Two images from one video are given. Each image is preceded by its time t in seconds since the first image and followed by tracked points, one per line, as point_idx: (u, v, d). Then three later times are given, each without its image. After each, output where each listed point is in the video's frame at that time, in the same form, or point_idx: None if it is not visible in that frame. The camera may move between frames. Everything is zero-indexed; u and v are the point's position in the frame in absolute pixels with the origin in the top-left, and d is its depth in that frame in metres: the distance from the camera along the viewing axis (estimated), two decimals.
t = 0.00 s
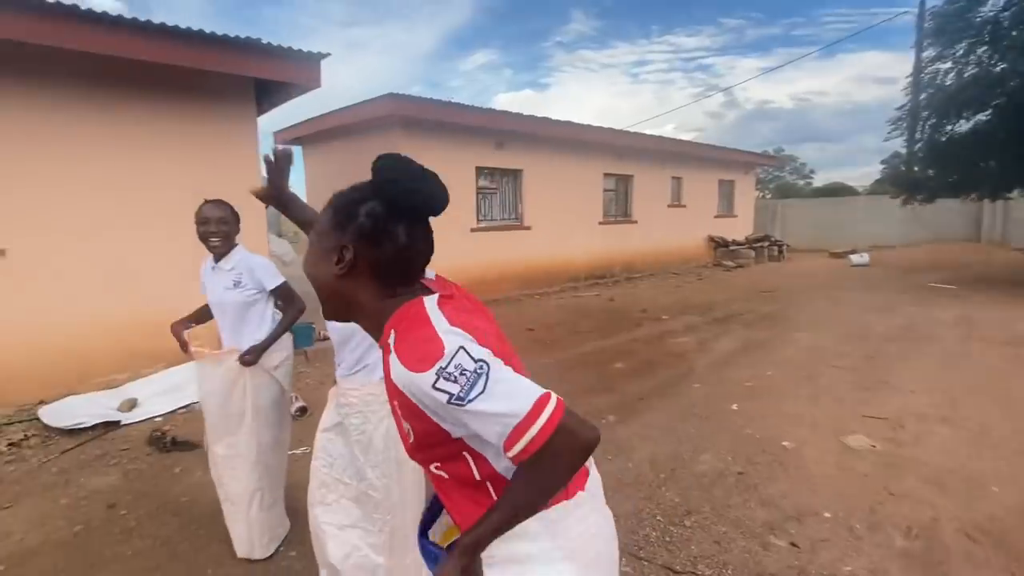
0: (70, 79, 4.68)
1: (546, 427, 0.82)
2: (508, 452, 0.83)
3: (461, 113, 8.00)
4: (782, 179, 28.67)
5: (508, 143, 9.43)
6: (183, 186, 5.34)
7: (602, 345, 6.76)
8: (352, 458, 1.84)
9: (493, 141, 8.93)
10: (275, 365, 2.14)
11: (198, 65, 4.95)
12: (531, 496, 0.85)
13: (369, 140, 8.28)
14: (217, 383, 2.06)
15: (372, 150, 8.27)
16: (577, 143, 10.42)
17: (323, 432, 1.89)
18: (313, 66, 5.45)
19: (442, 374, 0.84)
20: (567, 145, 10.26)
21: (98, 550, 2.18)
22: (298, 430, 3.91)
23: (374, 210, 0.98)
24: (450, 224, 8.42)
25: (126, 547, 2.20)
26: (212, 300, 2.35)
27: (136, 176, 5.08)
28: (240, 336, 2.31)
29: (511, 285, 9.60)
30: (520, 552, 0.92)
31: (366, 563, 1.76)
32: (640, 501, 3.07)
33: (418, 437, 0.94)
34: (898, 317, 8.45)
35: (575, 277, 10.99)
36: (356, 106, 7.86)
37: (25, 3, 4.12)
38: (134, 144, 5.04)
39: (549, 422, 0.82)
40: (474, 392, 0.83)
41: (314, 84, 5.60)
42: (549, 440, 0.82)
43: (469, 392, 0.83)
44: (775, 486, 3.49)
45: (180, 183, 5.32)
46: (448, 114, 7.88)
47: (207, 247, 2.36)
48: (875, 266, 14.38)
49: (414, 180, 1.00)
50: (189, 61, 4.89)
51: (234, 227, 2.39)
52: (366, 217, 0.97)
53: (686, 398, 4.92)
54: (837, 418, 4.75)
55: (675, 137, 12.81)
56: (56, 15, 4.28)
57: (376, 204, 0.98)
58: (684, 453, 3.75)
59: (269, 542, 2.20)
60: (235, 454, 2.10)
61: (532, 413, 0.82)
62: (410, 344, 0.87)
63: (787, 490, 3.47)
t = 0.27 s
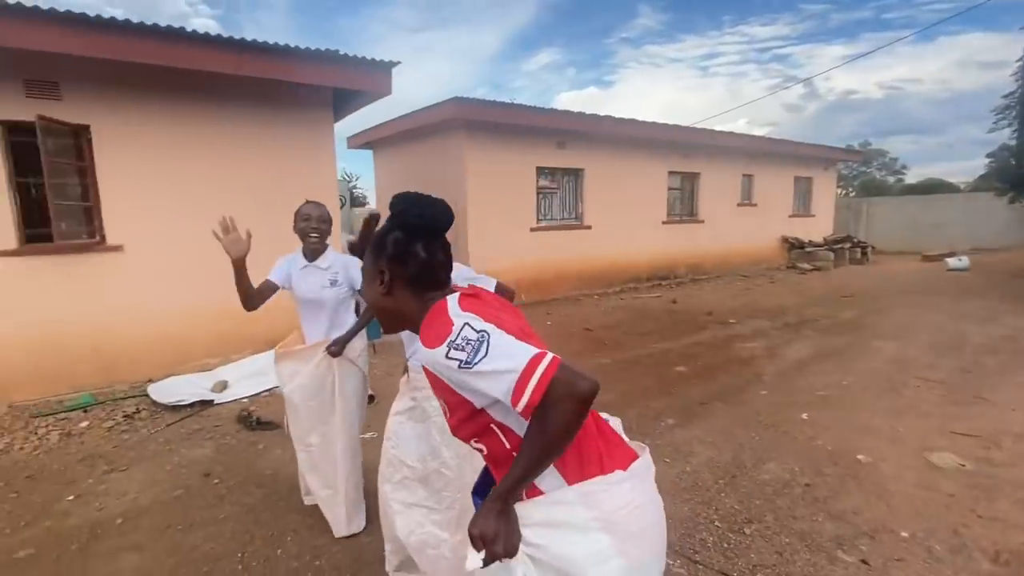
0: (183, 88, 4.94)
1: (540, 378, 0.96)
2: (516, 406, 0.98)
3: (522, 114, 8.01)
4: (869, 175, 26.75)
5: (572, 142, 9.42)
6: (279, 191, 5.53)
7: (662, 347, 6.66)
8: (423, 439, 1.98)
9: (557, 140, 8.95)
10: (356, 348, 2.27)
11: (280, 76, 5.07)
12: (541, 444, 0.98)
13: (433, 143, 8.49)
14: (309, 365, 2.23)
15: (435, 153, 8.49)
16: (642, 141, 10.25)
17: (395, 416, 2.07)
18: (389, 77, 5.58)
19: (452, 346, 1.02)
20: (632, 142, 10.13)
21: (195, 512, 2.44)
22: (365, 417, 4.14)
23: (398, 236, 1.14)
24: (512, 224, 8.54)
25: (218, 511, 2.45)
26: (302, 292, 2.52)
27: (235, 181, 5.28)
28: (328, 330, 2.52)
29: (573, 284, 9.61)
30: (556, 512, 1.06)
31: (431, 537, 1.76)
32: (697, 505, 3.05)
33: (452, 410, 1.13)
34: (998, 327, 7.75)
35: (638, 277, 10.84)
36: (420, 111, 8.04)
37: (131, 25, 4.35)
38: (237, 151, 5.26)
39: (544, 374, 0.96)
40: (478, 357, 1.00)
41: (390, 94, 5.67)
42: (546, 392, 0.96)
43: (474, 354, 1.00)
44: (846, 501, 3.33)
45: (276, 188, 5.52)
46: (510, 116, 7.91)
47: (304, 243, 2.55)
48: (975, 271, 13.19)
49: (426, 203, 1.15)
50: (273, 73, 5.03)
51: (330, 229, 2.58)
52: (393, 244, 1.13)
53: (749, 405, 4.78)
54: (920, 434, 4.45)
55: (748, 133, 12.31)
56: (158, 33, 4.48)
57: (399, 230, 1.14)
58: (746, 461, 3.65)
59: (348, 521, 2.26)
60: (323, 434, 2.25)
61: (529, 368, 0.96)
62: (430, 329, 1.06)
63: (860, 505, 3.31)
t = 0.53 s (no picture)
0: (244, 97, 5.24)
1: (555, 362, 1.10)
2: (538, 388, 1.12)
3: (561, 114, 8.06)
4: (932, 171, 25.43)
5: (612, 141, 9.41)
6: (331, 194, 5.79)
7: (701, 349, 6.62)
8: (464, 427, 2.00)
9: (597, 140, 8.98)
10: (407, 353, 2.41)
11: (327, 85, 5.28)
12: (560, 422, 1.11)
13: (475, 146, 8.66)
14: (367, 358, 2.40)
15: (476, 155, 8.67)
16: (685, 139, 10.14)
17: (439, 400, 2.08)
18: (432, 83, 5.74)
19: (485, 334, 1.18)
20: (674, 140, 10.03)
21: (255, 488, 2.67)
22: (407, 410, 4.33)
23: (449, 245, 1.30)
24: (551, 223, 8.62)
25: (276, 488, 2.67)
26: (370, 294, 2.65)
27: (288, 183, 5.56)
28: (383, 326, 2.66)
29: (613, 284, 9.63)
30: (587, 492, 1.18)
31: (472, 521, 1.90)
32: (729, 505, 3.08)
33: (486, 392, 1.28)
34: None
35: (679, 277, 10.74)
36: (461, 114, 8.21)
37: (193, 42, 4.63)
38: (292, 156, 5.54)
39: (562, 358, 1.10)
40: (506, 343, 1.15)
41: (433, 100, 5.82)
42: (565, 375, 1.10)
43: (502, 340, 1.15)
44: (886, 507, 3.26)
45: (328, 190, 5.77)
46: (550, 116, 7.97)
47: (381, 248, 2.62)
48: None
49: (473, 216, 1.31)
50: (322, 82, 5.24)
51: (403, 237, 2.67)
52: (443, 251, 1.29)
53: (788, 407, 4.73)
54: (972, 442, 4.29)
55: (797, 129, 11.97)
56: (216, 48, 4.75)
57: (449, 239, 1.29)
58: (783, 464, 3.64)
59: (395, 503, 2.43)
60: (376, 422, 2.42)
61: (548, 354, 1.10)
62: (468, 319, 1.23)
63: (900, 511, 3.24)
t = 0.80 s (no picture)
0: (276, 102, 5.45)
1: (581, 352, 1.19)
2: (566, 377, 1.21)
3: (584, 114, 8.09)
4: (977, 168, 24.45)
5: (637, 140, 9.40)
6: (358, 193, 5.97)
7: (725, 350, 6.60)
8: (487, 420, 2.08)
9: (621, 139, 8.98)
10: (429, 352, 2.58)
11: (353, 90, 5.44)
12: (587, 408, 1.21)
13: (498, 146, 8.78)
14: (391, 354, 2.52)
15: (499, 155, 8.79)
16: (711, 137, 10.05)
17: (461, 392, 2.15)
18: (455, 85, 5.86)
19: (514, 327, 1.27)
20: (699, 139, 9.95)
21: (286, 473, 2.84)
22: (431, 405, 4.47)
23: (468, 245, 1.43)
24: (574, 222, 8.69)
25: (305, 474, 2.83)
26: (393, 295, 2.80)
27: (316, 184, 5.75)
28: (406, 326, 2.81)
29: (637, 283, 9.62)
30: (615, 479, 1.26)
31: (485, 512, 2.00)
32: (741, 504, 3.11)
33: (515, 383, 1.37)
34: None
35: (704, 277, 10.67)
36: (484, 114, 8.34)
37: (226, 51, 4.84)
38: (321, 158, 5.73)
39: (587, 348, 1.19)
40: (536, 334, 1.24)
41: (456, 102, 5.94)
42: (590, 364, 1.19)
43: (531, 332, 1.24)
44: (906, 509, 3.19)
45: (355, 190, 5.95)
46: (572, 116, 8.01)
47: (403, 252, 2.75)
48: None
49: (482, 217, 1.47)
50: (347, 86, 5.39)
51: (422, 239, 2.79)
52: (466, 251, 1.42)
53: (811, 409, 4.70)
54: (1002, 445, 4.13)
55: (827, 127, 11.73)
56: (246, 56, 4.95)
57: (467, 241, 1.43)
58: (800, 465, 3.65)
59: (415, 492, 2.55)
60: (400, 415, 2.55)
61: (574, 345, 1.20)
62: (496, 314, 1.32)
63: (921, 514, 3.15)
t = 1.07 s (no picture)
0: (292, 104, 5.59)
1: (627, 347, 1.16)
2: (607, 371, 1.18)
3: (594, 113, 8.11)
4: (1003, 166, 23.87)
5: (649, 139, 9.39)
6: (371, 193, 6.08)
7: (735, 350, 6.60)
8: (486, 413, 2.11)
9: (632, 138, 8.99)
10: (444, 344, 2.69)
11: (366, 92, 5.54)
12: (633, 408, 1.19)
13: (510, 146, 8.84)
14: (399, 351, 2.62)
15: (511, 155, 8.85)
16: (724, 136, 9.99)
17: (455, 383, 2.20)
18: (466, 86, 5.94)
19: (551, 319, 1.25)
20: (712, 138, 9.90)
21: (297, 465, 2.95)
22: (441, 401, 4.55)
23: (484, 240, 1.49)
24: (586, 222, 8.71)
25: (315, 467, 2.93)
26: (394, 292, 2.89)
27: (330, 183, 5.87)
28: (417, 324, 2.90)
29: (649, 282, 9.61)
30: (666, 488, 1.26)
31: (484, 501, 2.09)
32: (743, 503, 3.14)
33: (546, 379, 1.33)
34: None
35: (718, 277, 10.62)
36: (496, 114, 8.41)
37: (243, 54, 4.97)
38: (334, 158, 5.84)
39: (633, 341, 1.16)
40: (575, 327, 1.22)
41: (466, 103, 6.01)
42: (635, 361, 1.16)
43: (571, 326, 1.22)
44: (910, 510, 3.19)
45: (368, 189, 6.06)
46: (584, 115, 8.03)
47: (396, 249, 2.89)
48: None
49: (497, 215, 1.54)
50: (360, 88, 5.49)
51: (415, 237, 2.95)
52: (483, 245, 1.47)
53: (819, 410, 4.70)
54: (1013, 448, 4.07)
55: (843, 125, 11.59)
56: (261, 59, 5.06)
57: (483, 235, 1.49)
58: (804, 465, 3.66)
59: (421, 485, 2.63)
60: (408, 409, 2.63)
61: (617, 338, 1.17)
62: (529, 307, 1.30)
63: (924, 516, 3.15)
